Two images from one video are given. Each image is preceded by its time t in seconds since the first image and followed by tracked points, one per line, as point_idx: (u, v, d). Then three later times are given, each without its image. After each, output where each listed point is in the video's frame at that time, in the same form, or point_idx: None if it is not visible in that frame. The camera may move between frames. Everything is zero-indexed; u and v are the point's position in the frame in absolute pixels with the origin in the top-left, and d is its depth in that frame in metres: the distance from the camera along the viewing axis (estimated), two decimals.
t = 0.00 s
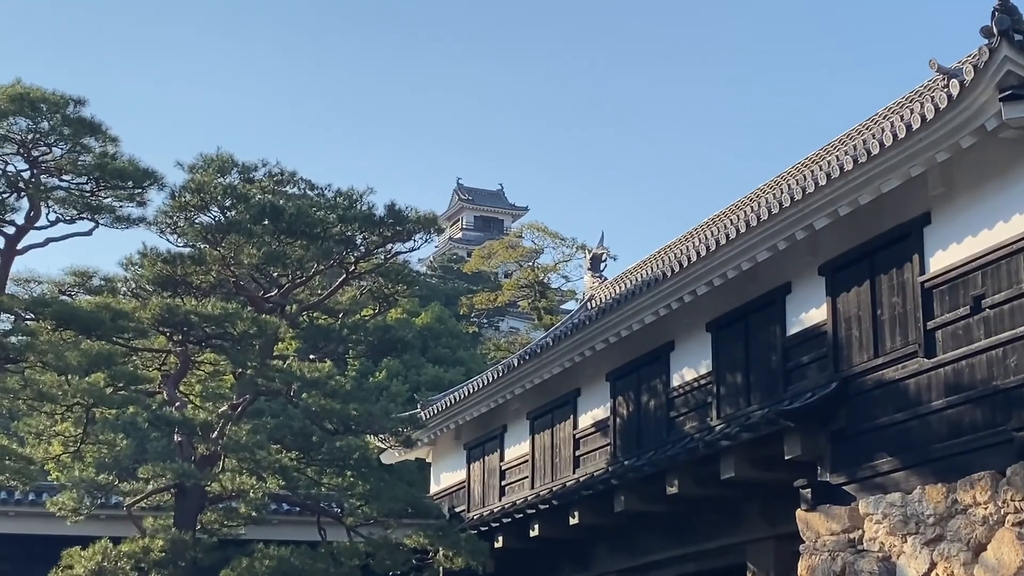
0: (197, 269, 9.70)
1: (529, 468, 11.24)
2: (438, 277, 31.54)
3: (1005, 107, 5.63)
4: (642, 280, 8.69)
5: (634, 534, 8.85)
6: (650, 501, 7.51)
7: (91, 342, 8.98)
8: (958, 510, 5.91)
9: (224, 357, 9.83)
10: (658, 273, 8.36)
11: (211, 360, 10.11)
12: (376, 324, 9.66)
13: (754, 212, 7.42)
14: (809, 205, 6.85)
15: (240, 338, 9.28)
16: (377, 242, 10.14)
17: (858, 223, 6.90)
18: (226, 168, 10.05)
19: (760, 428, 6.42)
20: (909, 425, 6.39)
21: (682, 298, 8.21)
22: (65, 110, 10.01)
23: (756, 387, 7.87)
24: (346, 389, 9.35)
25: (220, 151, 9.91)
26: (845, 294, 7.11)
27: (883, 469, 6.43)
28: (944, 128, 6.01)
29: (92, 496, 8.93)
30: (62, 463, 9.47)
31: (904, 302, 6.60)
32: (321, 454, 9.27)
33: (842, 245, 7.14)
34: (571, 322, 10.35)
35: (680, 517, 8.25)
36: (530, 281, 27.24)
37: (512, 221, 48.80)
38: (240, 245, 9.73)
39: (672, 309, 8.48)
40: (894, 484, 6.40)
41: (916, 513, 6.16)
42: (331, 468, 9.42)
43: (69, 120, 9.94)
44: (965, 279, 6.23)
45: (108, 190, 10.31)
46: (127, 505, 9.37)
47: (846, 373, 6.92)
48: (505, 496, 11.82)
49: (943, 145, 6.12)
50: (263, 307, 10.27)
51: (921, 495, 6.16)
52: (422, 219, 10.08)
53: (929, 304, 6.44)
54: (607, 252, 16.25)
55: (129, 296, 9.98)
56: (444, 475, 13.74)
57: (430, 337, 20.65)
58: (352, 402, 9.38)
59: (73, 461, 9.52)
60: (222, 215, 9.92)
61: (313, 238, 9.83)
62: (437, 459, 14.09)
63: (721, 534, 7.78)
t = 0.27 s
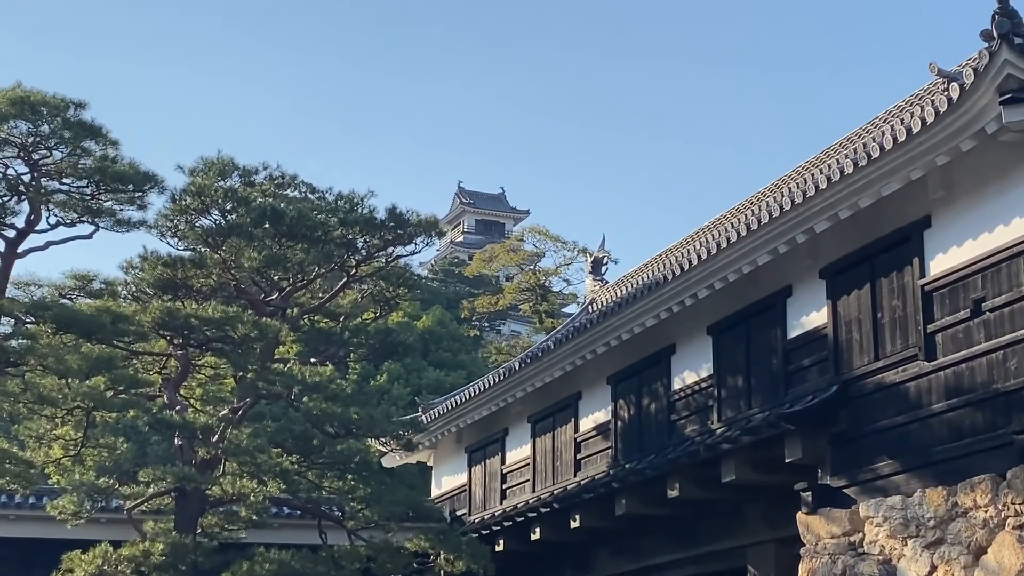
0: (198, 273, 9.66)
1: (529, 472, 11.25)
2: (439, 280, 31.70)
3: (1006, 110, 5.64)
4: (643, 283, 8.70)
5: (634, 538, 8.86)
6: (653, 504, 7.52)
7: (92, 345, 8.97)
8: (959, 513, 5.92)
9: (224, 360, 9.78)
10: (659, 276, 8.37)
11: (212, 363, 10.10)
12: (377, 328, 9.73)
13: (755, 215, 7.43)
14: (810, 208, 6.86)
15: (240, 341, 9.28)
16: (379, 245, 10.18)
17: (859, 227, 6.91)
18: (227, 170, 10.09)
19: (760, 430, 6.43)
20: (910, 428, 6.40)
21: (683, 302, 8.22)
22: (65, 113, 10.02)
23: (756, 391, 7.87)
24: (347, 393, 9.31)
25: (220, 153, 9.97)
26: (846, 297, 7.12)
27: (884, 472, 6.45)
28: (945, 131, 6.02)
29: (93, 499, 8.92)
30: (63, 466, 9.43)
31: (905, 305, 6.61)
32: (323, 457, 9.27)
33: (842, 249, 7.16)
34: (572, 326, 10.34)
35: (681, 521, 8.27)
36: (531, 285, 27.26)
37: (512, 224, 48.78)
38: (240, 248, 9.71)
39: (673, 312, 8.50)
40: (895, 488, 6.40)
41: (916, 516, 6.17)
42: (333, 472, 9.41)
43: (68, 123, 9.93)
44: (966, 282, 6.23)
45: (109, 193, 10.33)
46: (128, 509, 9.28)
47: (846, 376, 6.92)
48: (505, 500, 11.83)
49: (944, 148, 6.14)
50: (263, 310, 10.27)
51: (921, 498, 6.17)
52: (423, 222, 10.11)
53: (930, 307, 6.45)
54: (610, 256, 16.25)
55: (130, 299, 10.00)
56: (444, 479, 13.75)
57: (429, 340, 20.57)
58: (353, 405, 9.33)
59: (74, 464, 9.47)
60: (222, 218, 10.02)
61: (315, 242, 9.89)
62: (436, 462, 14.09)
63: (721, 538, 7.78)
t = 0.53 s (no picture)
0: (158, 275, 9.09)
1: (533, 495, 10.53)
2: (432, 284, 31.20)
3: None
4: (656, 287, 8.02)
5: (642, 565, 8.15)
6: (666, 532, 6.85)
7: (40, 357, 8.43)
8: (1013, 544, 5.21)
9: (188, 373, 9.18)
10: (675, 280, 7.69)
11: (173, 376, 9.56)
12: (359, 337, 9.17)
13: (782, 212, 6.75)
14: (844, 204, 6.18)
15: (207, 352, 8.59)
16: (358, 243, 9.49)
17: (900, 223, 6.23)
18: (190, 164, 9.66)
19: (789, 450, 5.76)
20: (957, 448, 5.69)
21: (701, 307, 7.53)
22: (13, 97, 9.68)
23: (785, 407, 7.17)
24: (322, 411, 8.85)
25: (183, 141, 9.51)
26: (885, 303, 6.43)
27: (928, 498, 5.76)
28: (999, 113, 5.33)
29: (41, 529, 8.28)
30: (8, 491, 8.89)
31: (952, 311, 5.91)
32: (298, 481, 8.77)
33: (880, 249, 6.46)
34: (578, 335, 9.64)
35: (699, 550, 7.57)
36: (533, 288, 25.71)
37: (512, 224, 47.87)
38: (206, 247, 9.14)
39: (691, 319, 7.80)
40: (939, 515, 5.70)
41: (964, 547, 5.47)
42: (309, 499, 8.96)
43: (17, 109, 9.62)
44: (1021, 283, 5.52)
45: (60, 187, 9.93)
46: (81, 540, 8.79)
47: (885, 390, 6.23)
48: (504, 528, 11.10)
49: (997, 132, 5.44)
50: (233, 316, 9.67)
51: (969, 527, 5.47)
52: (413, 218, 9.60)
53: (981, 313, 5.74)
54: (619, 257, 15.43)
55: (83, 305, 9.49)
56: (434, 507, 13.01)
57: (417, 350, 19.85)
58: (332, 423, 8.88)
59: (21, 489, 8.93)
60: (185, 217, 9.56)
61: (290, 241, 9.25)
62: (426, 488, 13.34)
63: (749, 571, 7.11)
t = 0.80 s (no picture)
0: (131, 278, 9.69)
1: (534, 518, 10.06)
2: (426, 288, 31.05)
3: None
4: (668, 292, 7.58)
5: None
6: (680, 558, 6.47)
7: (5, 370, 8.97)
8: None
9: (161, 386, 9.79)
10: (688, 284, 7.25)
11: (147, 388, 10.19)
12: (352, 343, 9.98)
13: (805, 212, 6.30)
14: (874, 201, 5.73)
15: (181, 363, 9.13)
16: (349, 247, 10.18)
17: (932, 225, 5.78)
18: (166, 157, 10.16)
19: (812, 468, 5.39)
20: (994, 466, 5.25)
21: (717, 314, 7.11)
22: None
23: (809, 422, 6.75)
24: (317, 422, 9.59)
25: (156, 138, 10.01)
26: (917, 310, 5.97)
27: (964, 521, 5.33)
28: None
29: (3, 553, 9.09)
30: None
31: (992, 317, 5.46)
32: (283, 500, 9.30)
33: (912, 251, 6.01)
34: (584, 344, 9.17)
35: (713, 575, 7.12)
36: (534, 292, 25.08)
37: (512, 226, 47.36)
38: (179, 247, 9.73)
39: (705, 327, 7.36)
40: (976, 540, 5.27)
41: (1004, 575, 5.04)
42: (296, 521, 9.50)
43: None
44: None
45: (23, 183, 10.34)
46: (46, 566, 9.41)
47: (915, 402, 5.79)
48: (504, 554, 10.64)
49: None
50: (209, 323, 10.29)
51: (1009, 553, 5.04)
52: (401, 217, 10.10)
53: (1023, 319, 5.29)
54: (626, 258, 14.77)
55: (47, 311, 9.97)
56: (426, 531, 12.47)
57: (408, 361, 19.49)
58: (317, 439, 9.46)
59: None
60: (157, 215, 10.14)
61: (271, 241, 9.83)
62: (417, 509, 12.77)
63: None
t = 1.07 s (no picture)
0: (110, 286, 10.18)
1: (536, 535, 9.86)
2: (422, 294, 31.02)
3: None
4: (677, 299, 7.42)
5: None
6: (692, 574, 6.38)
7: None
8: None
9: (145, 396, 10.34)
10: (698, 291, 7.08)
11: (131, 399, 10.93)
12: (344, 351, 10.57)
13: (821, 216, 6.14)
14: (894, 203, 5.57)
15: (167, 372, 9.65)
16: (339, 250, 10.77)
17: (957, 226, 5.64)
18: (152, 157, 10.63)
19: (829, 484, 5.35)
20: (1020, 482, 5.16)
21: (728, 322, 6.98)
22: None
23: (825, 434, 6.62)
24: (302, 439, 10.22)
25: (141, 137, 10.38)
26: (941, 316, 5.85)
27: (988, 539, 5.24)
28: None
29: None
30: None
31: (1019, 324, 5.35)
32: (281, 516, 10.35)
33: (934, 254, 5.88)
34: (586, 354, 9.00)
35: None
36: (536, 298, 24.80)
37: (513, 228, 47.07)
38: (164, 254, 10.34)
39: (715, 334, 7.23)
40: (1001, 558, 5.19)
41: None
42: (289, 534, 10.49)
43: None
44: None
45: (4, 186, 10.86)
46: None
47: (938, 413, 5.70)
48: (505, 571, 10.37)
49: None
50: (194, 330, 11.01)
51: None
52: (396, 220, 10.60)
53: None
54: (637, 265, 14.49)
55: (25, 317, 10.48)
56: (423, 549, 12.18)
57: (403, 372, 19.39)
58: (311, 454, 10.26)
59: None
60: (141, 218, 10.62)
61: (260, 244, 10.52)
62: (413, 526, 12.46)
63: None
